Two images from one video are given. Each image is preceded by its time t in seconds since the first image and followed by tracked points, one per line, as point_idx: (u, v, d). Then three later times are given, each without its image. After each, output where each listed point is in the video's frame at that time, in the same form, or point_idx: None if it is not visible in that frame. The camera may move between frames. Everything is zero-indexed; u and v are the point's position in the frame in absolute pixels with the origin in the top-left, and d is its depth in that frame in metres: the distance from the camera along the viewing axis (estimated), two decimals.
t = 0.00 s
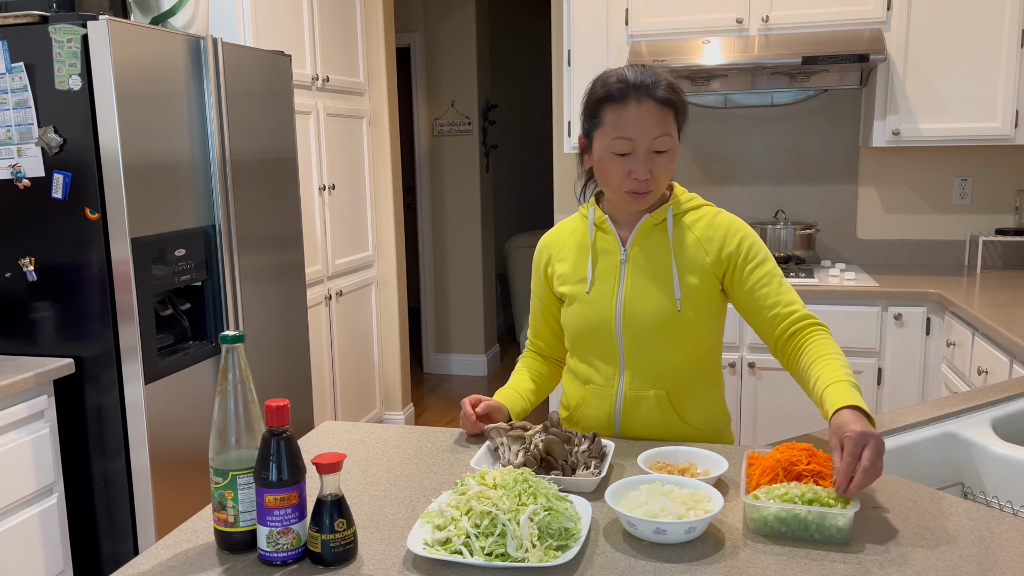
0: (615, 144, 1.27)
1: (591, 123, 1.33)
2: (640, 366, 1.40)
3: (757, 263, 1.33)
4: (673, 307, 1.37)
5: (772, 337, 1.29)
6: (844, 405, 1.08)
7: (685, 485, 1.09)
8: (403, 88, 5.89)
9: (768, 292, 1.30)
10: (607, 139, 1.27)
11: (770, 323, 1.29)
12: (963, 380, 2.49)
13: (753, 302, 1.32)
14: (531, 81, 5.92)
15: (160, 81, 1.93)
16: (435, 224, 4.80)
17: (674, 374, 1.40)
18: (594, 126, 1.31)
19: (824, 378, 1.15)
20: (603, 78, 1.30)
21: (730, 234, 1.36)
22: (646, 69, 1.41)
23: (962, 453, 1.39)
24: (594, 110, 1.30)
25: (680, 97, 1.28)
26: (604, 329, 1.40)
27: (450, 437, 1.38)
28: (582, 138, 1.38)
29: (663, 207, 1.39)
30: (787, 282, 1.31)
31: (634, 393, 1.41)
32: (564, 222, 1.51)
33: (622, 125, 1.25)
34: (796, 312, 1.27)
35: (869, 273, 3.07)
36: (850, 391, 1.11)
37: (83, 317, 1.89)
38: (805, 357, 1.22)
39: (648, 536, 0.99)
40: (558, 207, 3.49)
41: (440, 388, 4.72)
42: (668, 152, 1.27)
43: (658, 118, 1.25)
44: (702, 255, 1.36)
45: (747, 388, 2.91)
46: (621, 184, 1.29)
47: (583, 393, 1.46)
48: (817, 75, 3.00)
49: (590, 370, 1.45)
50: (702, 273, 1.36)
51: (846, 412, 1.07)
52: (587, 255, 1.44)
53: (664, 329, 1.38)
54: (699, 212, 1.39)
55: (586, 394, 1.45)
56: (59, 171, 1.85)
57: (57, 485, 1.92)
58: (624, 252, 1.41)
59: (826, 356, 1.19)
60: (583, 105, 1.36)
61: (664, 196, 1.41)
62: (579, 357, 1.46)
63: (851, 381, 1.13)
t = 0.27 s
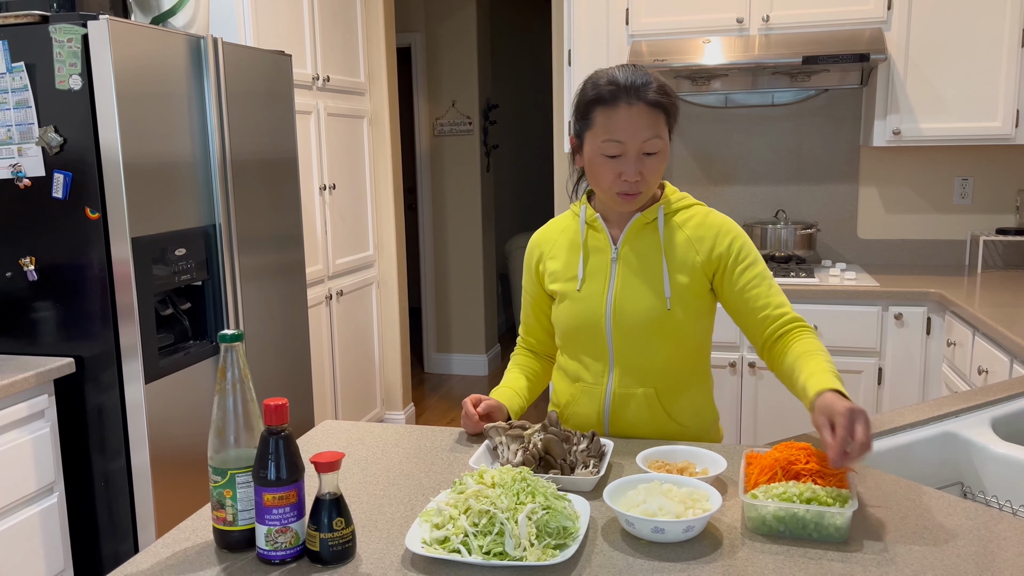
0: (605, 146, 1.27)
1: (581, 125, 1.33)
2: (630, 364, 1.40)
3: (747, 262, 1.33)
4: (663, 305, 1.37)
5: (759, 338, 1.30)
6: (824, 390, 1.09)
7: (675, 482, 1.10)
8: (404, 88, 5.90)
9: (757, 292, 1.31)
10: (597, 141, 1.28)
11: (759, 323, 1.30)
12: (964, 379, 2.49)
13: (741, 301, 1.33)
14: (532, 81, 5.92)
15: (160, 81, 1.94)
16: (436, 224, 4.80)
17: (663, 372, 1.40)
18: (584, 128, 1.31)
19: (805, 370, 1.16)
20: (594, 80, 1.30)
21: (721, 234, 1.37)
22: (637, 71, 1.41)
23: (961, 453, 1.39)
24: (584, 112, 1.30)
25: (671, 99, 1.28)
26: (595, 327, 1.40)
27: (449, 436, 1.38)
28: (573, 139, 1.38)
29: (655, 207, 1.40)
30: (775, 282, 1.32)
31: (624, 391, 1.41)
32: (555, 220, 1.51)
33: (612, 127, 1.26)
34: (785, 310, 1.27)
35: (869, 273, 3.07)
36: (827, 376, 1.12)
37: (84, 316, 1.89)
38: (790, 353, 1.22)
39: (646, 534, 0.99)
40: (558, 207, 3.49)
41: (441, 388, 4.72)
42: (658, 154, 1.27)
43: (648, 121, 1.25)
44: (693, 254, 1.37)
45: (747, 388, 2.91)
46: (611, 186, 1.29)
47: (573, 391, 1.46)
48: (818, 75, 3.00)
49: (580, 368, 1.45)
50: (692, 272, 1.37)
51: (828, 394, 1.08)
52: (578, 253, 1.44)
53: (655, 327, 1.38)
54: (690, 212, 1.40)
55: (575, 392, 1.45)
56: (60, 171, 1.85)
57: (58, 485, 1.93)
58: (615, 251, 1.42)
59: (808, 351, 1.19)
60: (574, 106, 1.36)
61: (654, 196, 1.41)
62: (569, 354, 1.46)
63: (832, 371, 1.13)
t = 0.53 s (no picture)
0: (593, 145, 1.27)
1: (569, 123, 1.33)
2: (619, 362, 1.41)
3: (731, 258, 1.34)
4: (651, 304, 1.38)
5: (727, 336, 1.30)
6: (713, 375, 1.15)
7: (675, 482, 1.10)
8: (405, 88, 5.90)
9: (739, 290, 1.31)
10: (586, 140, 1.28)
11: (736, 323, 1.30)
12: (964, 379, 2.49)
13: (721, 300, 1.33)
14: (533, 81, 5.92)
15: (161, 81, 1.94)
16: (437, 224, 4.81)
17: (652, 370, 1.41)
18: (573, 126, 1.31)
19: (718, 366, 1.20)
20: (583, 77, 1.30)
21: (706, 231, 1.37)
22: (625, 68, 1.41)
23: (960, 453, 1.39)
24: (573, 110, 1.30)
25: (659, 99, 1.28)
26: (584, 327, 1.41)
27: (448, 436, 1.38)
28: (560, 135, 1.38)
29: (642, 205, 1.40)
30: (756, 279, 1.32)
31: (614, 389, 1.42)
32: (543, 219, 1.51)
33: (601, 126, 1.26)
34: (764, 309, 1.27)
35: (870, 273, 3.07)
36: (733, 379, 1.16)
37: (84, 315, 1.89)
38: (720, 356, 1.26)
39: (645, 533, 0.99)
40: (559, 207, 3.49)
41: (442, 388, 4.72)
42: (646, 154, 1.28)
43: (636, 120, 1.25)
44: (679, 252, 1.37)
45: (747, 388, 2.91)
46: (599, 184, 1.30)
47: (564, 390, 1.47)
48: (818, 74, 3.00)
49: (570, 368, 1.45)
50: (679, 270, 1.37)
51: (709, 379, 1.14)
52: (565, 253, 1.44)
53: (643, 327, 1.38)
54: (675, 209, 1.40)
55: (566, 391, 1.46)
56: (60, 171, 1.85)
57: (58, 484, 1.93)
58: (603, 250, 1.42)
59: (733, 357, 1.22)
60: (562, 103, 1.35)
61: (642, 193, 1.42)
62: (559, 354, 1.47)
63: (741, 380, 1.17)
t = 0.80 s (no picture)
0: (580, 142, 1.28)
1: (555, 120, 1.33)
2: (609, 360, 1.42)
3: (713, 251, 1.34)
4: (639, 301, 1.38)
5: (703, 324, 1.29)
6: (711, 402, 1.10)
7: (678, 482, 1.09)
8: (407, 88, 5.90)
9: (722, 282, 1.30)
10: (572, 137, 1.28)
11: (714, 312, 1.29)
12: (967, 379, 2.48)
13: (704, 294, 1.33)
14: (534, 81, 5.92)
15: (163, 81, 1.94)
16: (439, 224, 4.81)
17: (642, 366, 1.42)
18: (559, 124, 1.31)
19: (708, 378, 1.17)
20: (569, 75, 1.29)
21: (690, 225, 1.37)
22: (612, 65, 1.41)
23: (962, 452, 1.39)
24: (559, 108, 1.30)
25: (645, 96, 1.28)
26: (574, 325, 1.42)
27: (450, 435, 1.38)
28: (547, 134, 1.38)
29: (627, 203, 1.40)
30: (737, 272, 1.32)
31: (606, 387, 1.43)
32: (533, 221, 1.52)
33: (587, 124, 1.26)
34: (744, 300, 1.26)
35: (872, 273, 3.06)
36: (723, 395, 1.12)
37: (86, 315, 1.90)
38: (708, 356, 1.24)
39: (646, 533, 0.99)
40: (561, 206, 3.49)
41: (444, 387, 4.72)
42: (631, 151, 1.29)
43: (622, 118, 1.26)
44: (665, 247, 1.37)
45: (750, 388, 2.91)
46: (586, 182, 1.31)
47: (557, 390, 1.47)
48: (820, 74, 2.99)
49: (562, 367, 1.46)
50: (665, 265, 1.37)
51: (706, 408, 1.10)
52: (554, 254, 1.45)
53: (631, 323, 1.39)
54: (660, 205, 1.41)
55: (559, 391, 1.47)
56: (62, 170, 1.86)
57: (60, 483, 1.93)
58: (591, 249, 1.43)
59: (722, 359, 1.19)
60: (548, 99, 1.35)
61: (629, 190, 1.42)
62: (551, 354, 1.48)
63: (732, 390, 1.14)
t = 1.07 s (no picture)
0: (573, 138, 1.28)
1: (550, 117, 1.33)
2: (606, 359, 1.41)
3: (708, 248, 1.33)
4: (635, 300, 1.38)
5: (703, 322, 1.28)
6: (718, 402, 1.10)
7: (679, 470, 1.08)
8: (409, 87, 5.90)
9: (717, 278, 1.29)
10: (566, 133, 1.28)
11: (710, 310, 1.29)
12: (971, 379, 2.47)
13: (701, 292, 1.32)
14: (537, 81, 5.91)
15: (165, 80, 1.94)
16: (441, 223, 4.80)
17: (639, 365, 1.41)
18: (553, 121, 1.31)
19: (713, 377, 1.16)
20: (562, 72, 1.30)
21: (686, 223, 1.37)
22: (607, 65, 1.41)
23: (966, 453, 1.38)
24: (553, 104, 1.30)
25: (638, 94, 1.28)
26: (570, 324, 1.41)
27: (452, 434, 1.37)
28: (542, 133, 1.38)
29: (623, 202, 1.40)
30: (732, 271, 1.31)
31: (602, 386, 1.42)
32: (529, 220, 1.52)
33: (580, 120, 1.26)
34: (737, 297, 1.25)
35: (876, 272, 3.05)
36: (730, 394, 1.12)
37: (88, 314, 1.89)
38: (711, 354, 1.23)
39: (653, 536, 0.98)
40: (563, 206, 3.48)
41: (446, 387, 4.72)
42: (625, 147, 1.28)
43: (615, 114, 1.25)
44: (661, 245, 1.37)
45: (753, 387, 2.90)
46: (580, 178, 1.31)
47: (553, 390, 1.46)
48: (824, 72, 2.98)
49: (559, 367, 1.45)
50: (661, 263, 1.37)
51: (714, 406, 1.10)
52: (551, 253, 1.45)
53: (627, 322, 1.38)
54: (656, 204, 1.40)
55: (556, 391, 1.46)
56: (64, 169, 1.85)
57: (62, 482, 1.93)
58: (587, 248, 1.42)
59: (725, 357, 1.19)
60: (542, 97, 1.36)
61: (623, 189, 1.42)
62: (547, 354, 1.47)
63: (737, 387, 1.13)
